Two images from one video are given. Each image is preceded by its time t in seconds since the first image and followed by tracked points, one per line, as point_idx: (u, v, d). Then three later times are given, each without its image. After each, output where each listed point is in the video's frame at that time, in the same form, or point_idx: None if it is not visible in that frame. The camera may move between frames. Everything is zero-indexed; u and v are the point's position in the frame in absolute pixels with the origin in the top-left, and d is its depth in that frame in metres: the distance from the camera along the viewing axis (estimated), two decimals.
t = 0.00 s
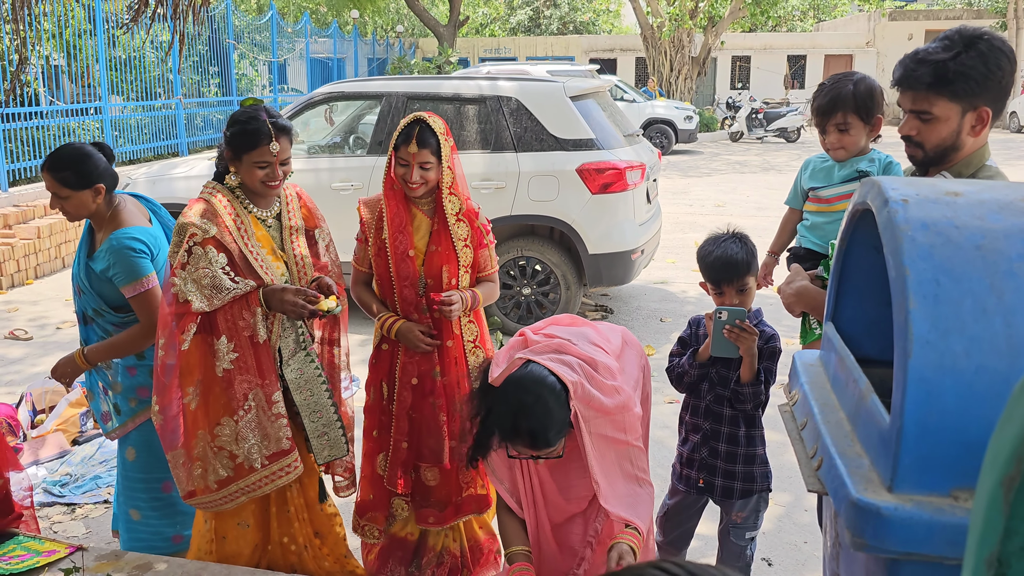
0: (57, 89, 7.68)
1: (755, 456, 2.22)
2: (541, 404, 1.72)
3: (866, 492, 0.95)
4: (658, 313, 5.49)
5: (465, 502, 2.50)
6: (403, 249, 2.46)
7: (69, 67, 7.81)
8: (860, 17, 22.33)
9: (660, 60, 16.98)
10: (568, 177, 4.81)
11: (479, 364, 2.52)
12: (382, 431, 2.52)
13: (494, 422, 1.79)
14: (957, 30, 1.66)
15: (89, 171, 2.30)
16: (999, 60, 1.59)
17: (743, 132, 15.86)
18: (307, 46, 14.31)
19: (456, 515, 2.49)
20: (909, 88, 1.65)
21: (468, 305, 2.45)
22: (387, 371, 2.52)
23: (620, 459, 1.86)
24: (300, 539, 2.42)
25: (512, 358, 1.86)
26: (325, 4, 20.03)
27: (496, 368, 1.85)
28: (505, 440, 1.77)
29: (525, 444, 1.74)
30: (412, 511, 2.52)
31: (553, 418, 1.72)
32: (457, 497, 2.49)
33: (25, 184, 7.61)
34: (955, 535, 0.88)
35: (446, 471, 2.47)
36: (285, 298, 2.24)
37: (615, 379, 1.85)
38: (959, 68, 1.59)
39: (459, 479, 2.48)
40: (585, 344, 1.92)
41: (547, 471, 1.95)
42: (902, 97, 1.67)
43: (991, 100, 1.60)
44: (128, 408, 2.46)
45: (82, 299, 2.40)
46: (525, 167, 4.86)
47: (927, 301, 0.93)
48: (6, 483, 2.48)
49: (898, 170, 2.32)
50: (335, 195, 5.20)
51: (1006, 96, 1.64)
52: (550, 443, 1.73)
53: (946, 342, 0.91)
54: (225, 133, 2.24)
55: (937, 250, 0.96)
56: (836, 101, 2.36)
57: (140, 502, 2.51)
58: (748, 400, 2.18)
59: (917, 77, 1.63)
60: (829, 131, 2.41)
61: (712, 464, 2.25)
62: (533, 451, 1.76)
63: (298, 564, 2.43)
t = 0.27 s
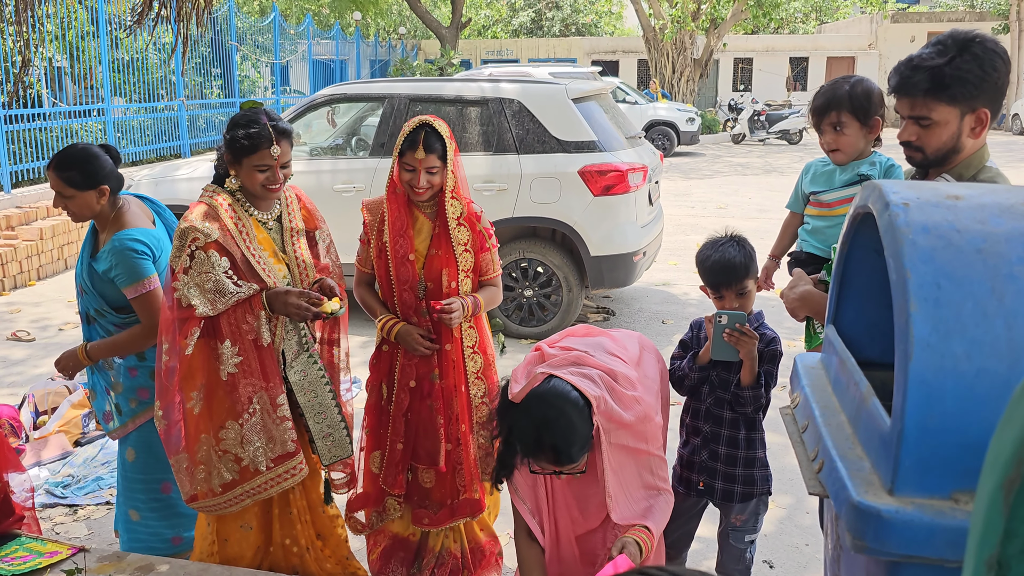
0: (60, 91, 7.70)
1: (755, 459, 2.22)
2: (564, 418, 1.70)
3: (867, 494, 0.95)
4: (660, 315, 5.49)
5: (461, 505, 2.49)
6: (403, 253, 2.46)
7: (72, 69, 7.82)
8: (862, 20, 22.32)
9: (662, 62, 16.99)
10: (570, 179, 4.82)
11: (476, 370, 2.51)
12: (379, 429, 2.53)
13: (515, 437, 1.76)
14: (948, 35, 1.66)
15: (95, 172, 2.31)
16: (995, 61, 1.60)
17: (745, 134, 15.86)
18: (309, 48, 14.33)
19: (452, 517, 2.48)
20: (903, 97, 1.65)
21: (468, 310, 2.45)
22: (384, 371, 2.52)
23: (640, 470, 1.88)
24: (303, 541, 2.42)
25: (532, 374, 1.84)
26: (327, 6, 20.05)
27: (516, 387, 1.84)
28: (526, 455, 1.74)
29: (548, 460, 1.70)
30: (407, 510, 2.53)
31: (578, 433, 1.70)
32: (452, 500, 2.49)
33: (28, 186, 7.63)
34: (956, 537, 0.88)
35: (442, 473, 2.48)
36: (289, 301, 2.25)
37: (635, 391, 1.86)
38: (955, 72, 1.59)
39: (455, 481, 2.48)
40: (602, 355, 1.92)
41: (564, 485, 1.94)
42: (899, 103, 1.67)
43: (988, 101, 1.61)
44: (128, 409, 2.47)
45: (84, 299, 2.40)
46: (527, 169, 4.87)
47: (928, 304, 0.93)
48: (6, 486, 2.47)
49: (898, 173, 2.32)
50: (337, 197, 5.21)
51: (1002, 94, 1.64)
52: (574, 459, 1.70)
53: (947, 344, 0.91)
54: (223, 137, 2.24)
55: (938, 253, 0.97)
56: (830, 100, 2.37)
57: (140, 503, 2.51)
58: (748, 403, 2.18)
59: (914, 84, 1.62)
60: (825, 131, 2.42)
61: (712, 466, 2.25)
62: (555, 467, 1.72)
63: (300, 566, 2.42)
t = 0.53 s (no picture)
0: (62, 92, 7.71)
1: (754, 461, 2.22)
2: (573, 429, 1.70)
3: (863, 497, 0.95)
4: (660, 317, 5.49)
5: (462, 507, 2.49)
6: (404, 256, 2.47)
7: (74, 70, 7.83)
8: (863, 22, 22.33)
9: (664, 64, 17.00)
10: (570, 181, 4.82)
11: (476, 373, 2.51)
12: (380, 432, 2.52)
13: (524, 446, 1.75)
14: (946, 38, 1.66)
15: (97, 172, 2.32)
16: (993, 64, 1.60)
17: (746, 136, 15.87)
18: (311, 49, 14.35)
19: (452, 519, 2.48)
20: (902, 99, 1.66)
21: (471, 314, 2.45)
22: (383, 374, 2.52)
23: (650, 480, 1.87)
24: (303, 543, 2.42)
25: (541, 386, 1.83)
26: (329, 7, 20.07)
27: (525, 399, 1.82)
28: (532, 465, 1.73)
29: (554, 470, 1.70)
30: (410, 513, 2.52)
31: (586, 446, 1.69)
32: (453, 502, 2.49)
33: (29, 187, 7.64)
34: (952, 539, 0.88)
35: (444, 474, 2.48)
36: (290, 303, 2.25)
37: (644, 402, 1.86)
38: (953, 75, 1.59)
39: (456, 483, 2.48)
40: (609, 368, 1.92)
41: (572, 496, 1.91)
42: (898, 107, 1.67)
43: (987, 104, 1.61)
44: (126, 409, 2.47)
45: (84, 297, 2.41)
46: (527, 171, 4.87)
47: (924, 307, 0.93)
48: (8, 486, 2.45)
49: (897, 175, 2.32)
50: (338, 198, 5.21)
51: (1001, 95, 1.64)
52: (579, 471, 1.69)
53: (943, 347, 0.91)
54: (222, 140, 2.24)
55: (935, 256, 0.97)
56: (827, 98, 2.38)
57: (136, 503, 2.51)
58: (746, 406, 2.16)
59: (913, 87, 1.62)
60: (822, 129, 2.43)
61: (710, 469, 2.25)
62: (561, 478, 1.71)
63: (300, 567, 2.42)
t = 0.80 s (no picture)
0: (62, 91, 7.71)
1: (759, 463, 2.22)
2: (569, 414, 1.72)
3: (859, 497, 0.95)
4: (660, 318, 5.49)
5: (460, 509, 2.49)
6: (403, 256, 2.46)
7: (74, 70, 7.83)
8: (863, 23, 22.33)
9: (664, 65, 17.01)
10: (571, 182, 4.82)
11: (476, 375, 2.51)
12: (380, 433, 2.52)
13: (520, 430, 1.79)
14: (947, 40, 1.67)
15: (99, 170, 2.32)
16: (993, 65, 1.60)
17: (746, 137, 15.88)
18: (311, 49, 14.35)
19: (450, 520, 2.49)
20: (902, 101, 1.66)
21: (470, 317, 2.45)
22: (382, 374, 2.52)
23: (646, 475, 1.85)
24: (301, 543, 2.42)
25: (541, 371, 1.87)
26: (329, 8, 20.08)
27: (524, 384, 1.87)
28: (526, 446, 1.77)
29: (548, 452, 1.73)
30: (409, 514, 2.52)
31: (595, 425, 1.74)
32: (453, 504, 2.49)
33: (29, 186, 7.64)
34: (948, 541, 0.88)
35: (442, 475, 2.48)
36: (290, 303, 2.26)
37: (645, 396, 1.85)
38: (954, 77, 1.59)
39: (455, 484, 2.48)
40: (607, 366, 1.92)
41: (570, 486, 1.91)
42: (898, 109, 1.67)
43: (987, 106, 1.61)
44: (124, 408, 2.47)
45: (83, 294, 2.41)
46: (528, 171, 4.88)
47: (921, 308, 0.93)
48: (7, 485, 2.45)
49: (898, 176, 2.32)
50: (338, 198, 5.22)
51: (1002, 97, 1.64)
52: (573, 456, 1.72)
53: (939, 348, 0.91)
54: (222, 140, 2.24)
55: (931, 257, 0.97)
56: (829, 98, 2.40)
57: (133, 503, 2.52)
58: (751, 408, 2.18)
59: (913, 90, 1.63)
60: (822, 129, 2.44)
61: (715, 472, 2.25)
62: (555, 462, 1.74)
63: (298, 568, 2.42)
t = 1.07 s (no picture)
0: (63, 91, 7.71)
1: (761, 462, 2.23)
2: (558, 363, 1.73)
3: (860, 497, 0.95)
4: (661, 318, 5.49)
5: (452, 510, 2.49)
6: (401, 250, 2.47)
7: (75, 69, 7.84)
8: (864, 24, 22.32)
9: (665, 65, 17.00)
10: (571, 182, 4.82)
11: (472, 374, 2.50)
12: (377, 431, 2.53)
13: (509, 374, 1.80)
14: (949, 41, 1.67)
15: (102, 167, 2.33)
16: (995, 66, 1.60)
17: (747, 137, 15.89)
18: (312, 49, 14.35)
19: (442, 521, 2.49)
20: (904, 101, 1.66)
21: (465, 319, 2.43)
22: (380, 371, 2.53)
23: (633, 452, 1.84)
24: (302, 543, 2.42)
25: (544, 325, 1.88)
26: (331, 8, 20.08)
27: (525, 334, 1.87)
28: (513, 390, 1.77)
29: (532, 396, 1.73)
30: (402, 512, 2.53)
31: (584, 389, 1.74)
32: (445, 505, 2.48)
33: (30, 186, 7.65)
34: (949, 540, 0.88)
35: (434, 475, 2.47)
36: (291, 300, 2.25)
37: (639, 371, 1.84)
38: (956, 77, 1.59)
39: (447, 485, 2.48)
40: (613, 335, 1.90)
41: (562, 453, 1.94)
42: (901, 109, 1.67)
43: (989, 107, 1.61)
44: (124, 407, 2.47)
45: (84, 292, 2.41)
46: (528, 171, 4.88)
47: (922, 308, 0.93)
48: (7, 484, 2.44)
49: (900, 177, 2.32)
50: (339, 198, 5.22)
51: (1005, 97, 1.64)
52: (556, 404, 1.72)
53: (940, 347, 0.91)
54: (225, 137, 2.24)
55: (932, 257, 0.97)
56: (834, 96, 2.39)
57: (132, 502, 2.52)
58: (756, 408, 2.18)
59: (915, 90, 1.63)
60: (825, 126, 2.44)
61: (719, 472, 2.24)
62: (538, 408, 1.74)
63: (298, 567, 2.42)
